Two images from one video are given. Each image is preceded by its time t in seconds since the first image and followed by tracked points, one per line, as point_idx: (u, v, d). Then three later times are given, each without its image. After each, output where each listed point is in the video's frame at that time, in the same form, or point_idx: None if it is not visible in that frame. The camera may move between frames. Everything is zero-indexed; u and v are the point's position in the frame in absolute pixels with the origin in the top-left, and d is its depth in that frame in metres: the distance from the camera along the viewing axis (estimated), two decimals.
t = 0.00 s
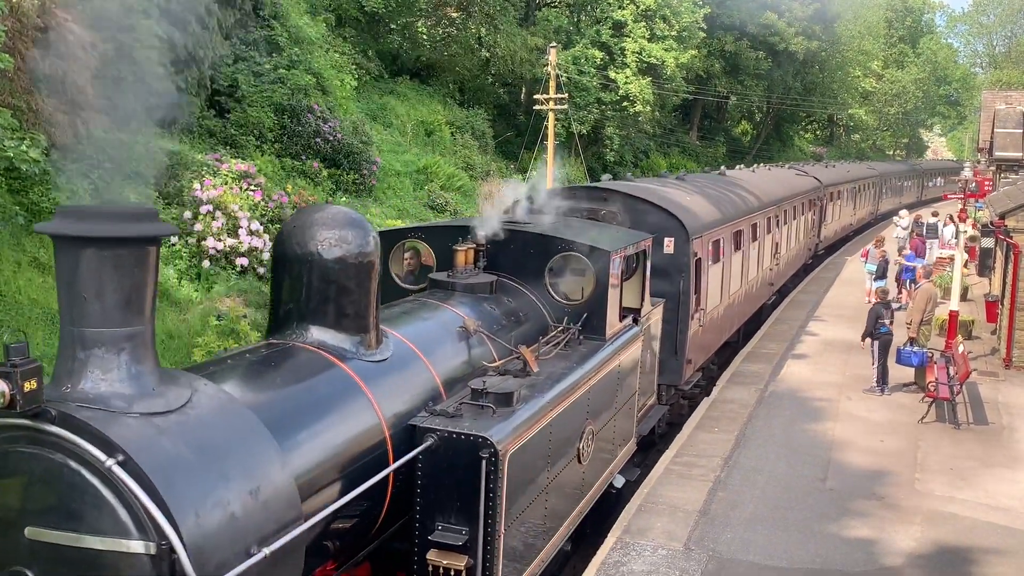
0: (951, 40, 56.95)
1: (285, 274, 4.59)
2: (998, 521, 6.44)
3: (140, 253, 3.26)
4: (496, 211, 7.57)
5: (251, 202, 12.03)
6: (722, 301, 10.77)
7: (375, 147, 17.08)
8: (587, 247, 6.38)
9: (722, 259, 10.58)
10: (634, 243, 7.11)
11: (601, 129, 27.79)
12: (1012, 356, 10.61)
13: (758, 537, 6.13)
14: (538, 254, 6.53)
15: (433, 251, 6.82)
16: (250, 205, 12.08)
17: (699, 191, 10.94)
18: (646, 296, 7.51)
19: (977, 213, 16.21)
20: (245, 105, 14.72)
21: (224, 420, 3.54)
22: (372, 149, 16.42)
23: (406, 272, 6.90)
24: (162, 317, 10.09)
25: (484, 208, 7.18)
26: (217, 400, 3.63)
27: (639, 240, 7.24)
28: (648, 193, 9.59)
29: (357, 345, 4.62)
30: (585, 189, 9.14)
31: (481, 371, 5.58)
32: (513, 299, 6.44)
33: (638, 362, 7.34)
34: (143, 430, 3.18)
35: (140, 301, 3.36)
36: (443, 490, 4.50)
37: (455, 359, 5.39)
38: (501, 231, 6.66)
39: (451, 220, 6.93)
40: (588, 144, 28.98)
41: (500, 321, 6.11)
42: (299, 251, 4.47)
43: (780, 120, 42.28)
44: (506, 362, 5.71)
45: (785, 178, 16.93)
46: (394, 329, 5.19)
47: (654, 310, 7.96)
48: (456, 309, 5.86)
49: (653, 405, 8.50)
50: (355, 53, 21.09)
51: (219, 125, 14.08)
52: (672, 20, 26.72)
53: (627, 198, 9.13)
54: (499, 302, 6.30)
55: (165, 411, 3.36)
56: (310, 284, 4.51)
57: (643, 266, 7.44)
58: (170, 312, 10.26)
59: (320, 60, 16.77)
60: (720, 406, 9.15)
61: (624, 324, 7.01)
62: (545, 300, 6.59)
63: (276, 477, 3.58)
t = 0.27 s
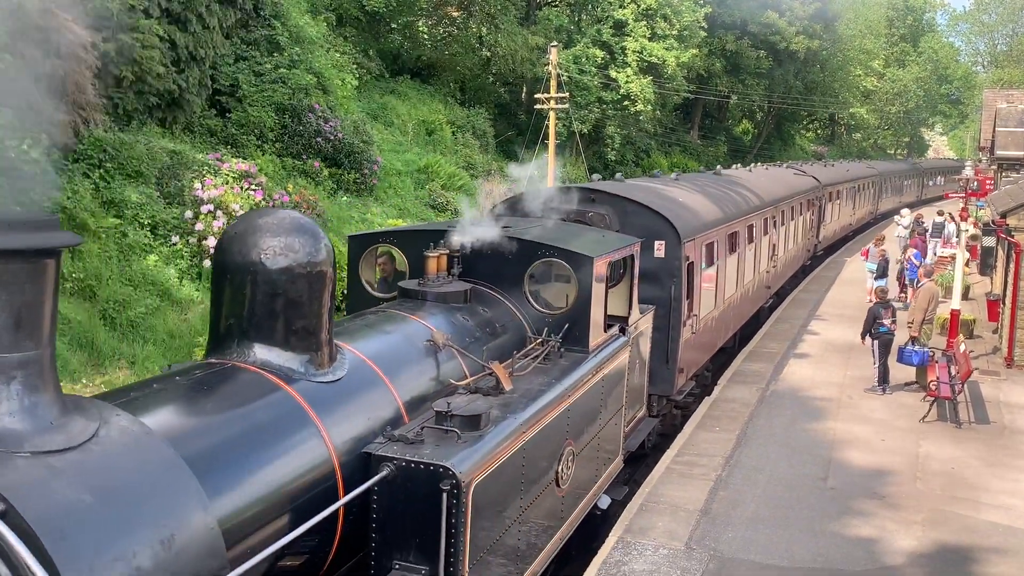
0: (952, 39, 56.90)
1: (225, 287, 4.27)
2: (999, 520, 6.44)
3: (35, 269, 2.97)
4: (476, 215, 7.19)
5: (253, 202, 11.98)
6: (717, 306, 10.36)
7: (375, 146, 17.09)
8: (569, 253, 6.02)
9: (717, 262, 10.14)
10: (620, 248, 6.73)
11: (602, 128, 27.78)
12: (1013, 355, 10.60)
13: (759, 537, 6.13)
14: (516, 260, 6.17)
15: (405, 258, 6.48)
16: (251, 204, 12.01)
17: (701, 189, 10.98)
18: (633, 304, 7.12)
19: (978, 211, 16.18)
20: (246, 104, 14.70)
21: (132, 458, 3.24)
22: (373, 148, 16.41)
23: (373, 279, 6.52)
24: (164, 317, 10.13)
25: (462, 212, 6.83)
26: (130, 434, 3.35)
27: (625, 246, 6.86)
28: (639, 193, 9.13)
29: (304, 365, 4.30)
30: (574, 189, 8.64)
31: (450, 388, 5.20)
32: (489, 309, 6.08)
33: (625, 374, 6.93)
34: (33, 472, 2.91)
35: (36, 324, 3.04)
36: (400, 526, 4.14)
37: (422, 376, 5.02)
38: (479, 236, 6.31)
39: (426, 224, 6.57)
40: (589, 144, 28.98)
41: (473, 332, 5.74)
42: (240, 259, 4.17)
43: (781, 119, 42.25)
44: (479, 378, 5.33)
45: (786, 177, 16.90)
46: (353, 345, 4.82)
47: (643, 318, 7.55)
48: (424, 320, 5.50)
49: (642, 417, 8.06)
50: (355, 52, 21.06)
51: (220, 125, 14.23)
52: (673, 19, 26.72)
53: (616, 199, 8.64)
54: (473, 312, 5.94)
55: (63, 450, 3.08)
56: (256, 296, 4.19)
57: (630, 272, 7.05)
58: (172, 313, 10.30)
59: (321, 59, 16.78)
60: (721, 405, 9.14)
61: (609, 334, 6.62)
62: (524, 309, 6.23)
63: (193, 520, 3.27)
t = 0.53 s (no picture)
0: (953, 37, 56.84)
1: (156, 304, 3.84)
2: (1001, 518, 6.44)
3: None
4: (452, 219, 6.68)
5: (254, 202, 11.91)
6: (711, 312, 9.99)
7: (376, 146, 17.09)
8: (550, 260, 5.56)
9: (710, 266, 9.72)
10: (604, 254, 6.26)
11: (602, 127, 27.76)
12: (1015, 354, 10.59)
13: (761, 536, 6.13)
14: (494, 267, 5.70)
15: (374, 264, 5.95)
16: (252, 205, 11.95)
17: (701, 188, 11.03)
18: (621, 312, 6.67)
19: (979, 209, 16.18)
20: (247, 105, 14.67)
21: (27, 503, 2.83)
22: (374, 148, 16.41)
23: (340, 286, 6.06)
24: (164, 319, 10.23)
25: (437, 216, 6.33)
26: (24, 481, 2.91)
27: (611, 251, 6.40)
28: (626, 195, 8.60)
29: (247, 392, 3.86)
30: (557, 191, 8.06)
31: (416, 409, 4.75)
32: (462, 321, 5.60)
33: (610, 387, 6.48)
34: None
35: None
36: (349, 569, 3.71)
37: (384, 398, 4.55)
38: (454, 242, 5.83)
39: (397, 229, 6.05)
40: (589, 143, 28.97)
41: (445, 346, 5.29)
42: (171, 272, 3.77)
43: (782, 118, 42.21)
44: (448, 398, 4.89)
45: (787, 176, 16.86)
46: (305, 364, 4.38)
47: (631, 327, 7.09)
48: (386, 334, 5.03)
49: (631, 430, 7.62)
50: (355, 53, 21.02)
51: (221, 125, 14.22)
52: (673, 18, 26.72)
53: (602, 201, 8.09)
54: (446, 324, 5.47)
55: None
56: (192, 312, 3.79)
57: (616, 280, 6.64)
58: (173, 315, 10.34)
59: (322, 59, 16.78)
60: (722, 404, 9.14)
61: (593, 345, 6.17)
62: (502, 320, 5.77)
63: None
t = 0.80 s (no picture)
0: (953, 34, 56.74)
1: (71, 322, 3.44)
2: (1003, 515, 6.43)
3: None
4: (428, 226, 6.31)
5: (254, 203, 11.88)
6: (706, 314, 9.69)
7: (377, 146, 17.09)
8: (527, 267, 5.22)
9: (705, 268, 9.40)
10: (587, 258, 5.86)
11: (603, 125, 27.73)
12: (1017, 350, 10.58)
13: (763, 533, 6.13)
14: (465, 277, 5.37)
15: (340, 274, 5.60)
16: (253, 205, 11.92)
17: (701, 185, 11.04)
18: (606, 319, 6.30)
19: (980, 206, 16.17)
20: (248, 104, 14.67)
21: None
22: (374, 148, 16.41)
23: (307, 296, 5.72)
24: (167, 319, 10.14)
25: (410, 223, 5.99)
26: None
27: (595, 255, 6.00)
28: (615, 196, 8.24)
29: (175, 421, 3.46)
30: (542, 191, 7.69)
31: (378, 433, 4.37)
32: (432, 333, 5.24)
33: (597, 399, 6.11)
34: None
35: None
36: None
37: (341, 420, 4.20)
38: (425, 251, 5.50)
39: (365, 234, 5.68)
40: (590, 142, 28.95)
41: (415, 360, 4.93)
42: (88, 287, 3.37)
43: (782, 115, 42.15)
44: (412, 419, 4.52)
45: (787, 173, 16.83)
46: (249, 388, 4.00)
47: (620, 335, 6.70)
48: (346, 347, 4.68)
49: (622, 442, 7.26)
50: (356, 52, 21.02)
51: (221, 126, 14.22)
52: (673, 16, 26.70)
53: (590, 202, 7.72)
54: (414, 337, 5.10)
55: None
56: (113, 333, 3.38)
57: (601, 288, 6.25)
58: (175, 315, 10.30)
59: (322, 59, 16.78)
60: (724, 402, 9.14)
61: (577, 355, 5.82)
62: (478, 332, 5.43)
63: None
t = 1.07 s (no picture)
0: (955, 28, 56.63)
1: None
2: (1007, 509, 6.44)
3: None
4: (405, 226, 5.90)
5: (257, 201, 11.93)
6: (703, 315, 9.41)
7: (378, 144, 17.10)
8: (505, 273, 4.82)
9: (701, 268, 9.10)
10: (571, 261, 5.45)
11: (604, 122, 27.71)
12: (1020, 344, 10.57)
13: (767, 529, 6.13)
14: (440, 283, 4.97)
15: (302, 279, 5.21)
16: (255, 203, 11.97)
17: (703, 180, 11.05)
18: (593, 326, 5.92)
19: (982, 200, 16.16)
20: (249, 103, 14.68)
21: None
22: (376, 146, 16.42)
23: (271, 304, 5.34)
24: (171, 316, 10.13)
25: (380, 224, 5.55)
26: None
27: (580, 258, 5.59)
28: (605, 193, 7.90)
29: (96, 457, 2.99)
30: (528, 190, 7.36)
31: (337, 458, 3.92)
32: (402, 346, 4.75)
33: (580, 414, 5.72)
34: None
35: None
36: None
37: (296, 447, 3.75)
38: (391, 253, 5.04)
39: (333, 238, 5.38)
40: (592, 138, 28.93)
41: (380, 377, 4.46)
42: None
43: (784, 110, 42.08)
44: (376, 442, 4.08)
45: (789, 169, 16.79)
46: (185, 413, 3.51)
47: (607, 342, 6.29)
48: (300, 363, 4.21)
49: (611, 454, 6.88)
50: (357, 50, 21.04)
51: (223, 124, 14.23)
52: (675, 12, 26.69)
53: (577, 201, 7.41)
54: (380, 350, 4.61)
55: None
56: (21, 355, 2.90)
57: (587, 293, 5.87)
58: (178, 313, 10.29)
59: (324, 57, 16.79)
60: (727, 398, 9.14)
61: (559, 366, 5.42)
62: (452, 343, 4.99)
63: None
